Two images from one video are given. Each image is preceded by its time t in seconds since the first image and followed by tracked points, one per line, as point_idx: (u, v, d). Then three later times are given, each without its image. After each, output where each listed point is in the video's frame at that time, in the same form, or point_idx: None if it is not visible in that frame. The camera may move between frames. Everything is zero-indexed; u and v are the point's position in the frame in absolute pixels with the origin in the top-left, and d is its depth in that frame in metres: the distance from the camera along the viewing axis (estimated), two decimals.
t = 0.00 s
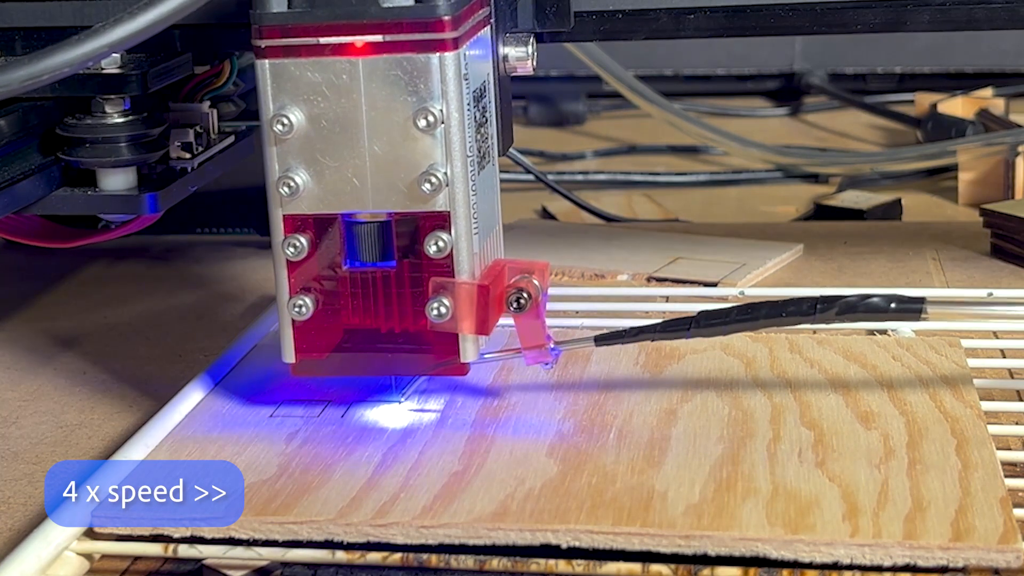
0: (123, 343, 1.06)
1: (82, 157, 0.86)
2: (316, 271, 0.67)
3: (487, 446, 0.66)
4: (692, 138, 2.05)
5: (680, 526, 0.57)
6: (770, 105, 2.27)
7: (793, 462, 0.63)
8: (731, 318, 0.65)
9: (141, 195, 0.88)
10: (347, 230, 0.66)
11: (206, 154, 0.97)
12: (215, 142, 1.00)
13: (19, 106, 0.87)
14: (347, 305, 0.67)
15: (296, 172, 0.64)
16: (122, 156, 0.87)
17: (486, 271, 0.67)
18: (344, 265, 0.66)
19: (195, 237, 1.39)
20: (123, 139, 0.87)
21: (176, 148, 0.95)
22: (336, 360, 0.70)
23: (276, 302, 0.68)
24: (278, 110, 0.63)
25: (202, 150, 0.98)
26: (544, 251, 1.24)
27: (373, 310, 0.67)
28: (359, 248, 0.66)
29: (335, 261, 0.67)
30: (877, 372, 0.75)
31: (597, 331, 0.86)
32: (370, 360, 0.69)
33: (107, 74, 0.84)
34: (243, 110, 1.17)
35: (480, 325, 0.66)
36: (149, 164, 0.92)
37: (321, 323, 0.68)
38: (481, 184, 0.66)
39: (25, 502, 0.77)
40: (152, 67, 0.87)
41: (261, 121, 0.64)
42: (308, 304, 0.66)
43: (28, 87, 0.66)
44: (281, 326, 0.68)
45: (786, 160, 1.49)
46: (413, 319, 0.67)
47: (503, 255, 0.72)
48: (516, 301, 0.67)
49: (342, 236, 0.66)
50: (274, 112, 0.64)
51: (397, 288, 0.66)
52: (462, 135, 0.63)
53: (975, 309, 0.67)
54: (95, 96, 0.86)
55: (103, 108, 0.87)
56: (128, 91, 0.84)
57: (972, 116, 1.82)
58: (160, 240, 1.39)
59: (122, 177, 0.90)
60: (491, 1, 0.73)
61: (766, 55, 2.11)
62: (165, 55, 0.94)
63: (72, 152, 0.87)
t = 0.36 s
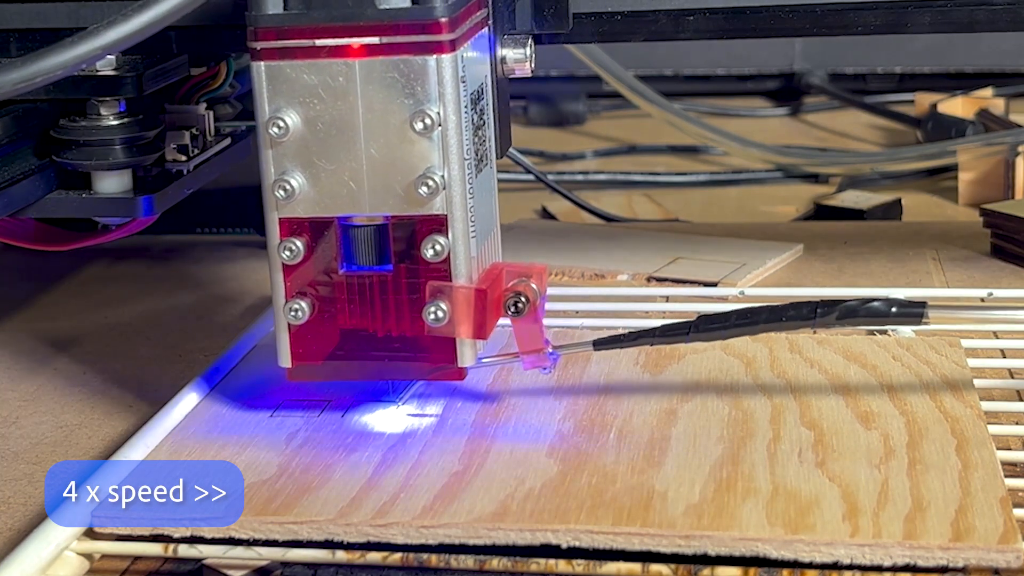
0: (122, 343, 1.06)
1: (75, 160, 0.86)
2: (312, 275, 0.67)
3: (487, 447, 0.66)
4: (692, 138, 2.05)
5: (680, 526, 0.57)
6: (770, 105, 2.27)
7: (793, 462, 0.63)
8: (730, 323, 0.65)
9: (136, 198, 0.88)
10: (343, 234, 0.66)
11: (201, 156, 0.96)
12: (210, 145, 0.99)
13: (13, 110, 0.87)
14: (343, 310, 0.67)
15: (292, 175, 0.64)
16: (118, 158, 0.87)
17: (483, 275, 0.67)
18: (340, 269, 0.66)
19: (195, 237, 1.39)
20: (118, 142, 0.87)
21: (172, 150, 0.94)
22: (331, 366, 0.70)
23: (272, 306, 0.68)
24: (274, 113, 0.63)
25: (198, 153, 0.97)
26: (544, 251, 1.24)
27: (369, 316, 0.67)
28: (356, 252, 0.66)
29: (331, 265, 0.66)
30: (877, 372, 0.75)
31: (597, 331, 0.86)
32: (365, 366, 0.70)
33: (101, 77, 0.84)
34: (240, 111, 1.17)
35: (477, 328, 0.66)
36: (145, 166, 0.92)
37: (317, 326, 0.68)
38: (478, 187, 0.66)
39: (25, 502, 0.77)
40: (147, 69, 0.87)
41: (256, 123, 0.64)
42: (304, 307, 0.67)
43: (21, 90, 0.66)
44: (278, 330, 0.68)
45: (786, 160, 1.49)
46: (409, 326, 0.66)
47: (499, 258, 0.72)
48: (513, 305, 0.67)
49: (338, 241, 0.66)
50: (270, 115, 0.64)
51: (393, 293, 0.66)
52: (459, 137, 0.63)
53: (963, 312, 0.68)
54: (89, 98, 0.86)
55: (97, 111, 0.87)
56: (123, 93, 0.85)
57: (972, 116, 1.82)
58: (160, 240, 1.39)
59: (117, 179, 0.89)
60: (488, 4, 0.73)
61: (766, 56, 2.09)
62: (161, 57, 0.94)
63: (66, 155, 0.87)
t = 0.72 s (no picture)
0: (122, 343, 1.06)
1: (72, 161, 0.86)
2: (306, 279, 0.67)
3: (487, 448, 0.66)
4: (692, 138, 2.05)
5: (680, 526, 0.57)
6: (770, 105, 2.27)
7: (793, 462, 0.63)
8: (725, 324, 0.65)
9: (133, 199, 0.88)
10: (337, 235, 0.66)
11: (197, 158, 0.96)
12: (207, 146, 0.99)
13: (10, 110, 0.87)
14: (337, 313, 0.67)
15: (284, 178, 0.64)
16: (114, 160, 0.87)
17: (477, 277, 0.67)
18: (333, 272, 0.67)
19: (194, 237, 1.39)
20: (114, 144, 0.87)
21: (168, 152, 0.94)
22: (324, 372, 0.69)
23: (265, 309, 0.68)
24: (266, 114, 0.64)
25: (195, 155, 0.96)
26: (543, 251, 1.24)
27: (362, 317, 0.67)
28: (349, 253, 0.66)
29: (326, 270, 0.67)
30: (877, 372, 0.75)
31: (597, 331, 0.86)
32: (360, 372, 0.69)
33: (98, 78, 0.84)
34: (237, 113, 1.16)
35: (470, 333, 0.65)
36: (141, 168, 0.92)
37: (310, 330, 0.68)
38: (472, 189, 0.66)
39: (25, 502, 0.77)
40: (144, 71, 0.87)
41: (249, 125, 0.64)
42: (296, 311, 0.66)
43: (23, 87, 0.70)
44: (270, 333, 0.68)
45: (786, 160, 1.49)
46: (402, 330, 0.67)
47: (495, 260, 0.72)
48: (506, 308, 0.67)
49: (332, 243, 0.66)
50: (262, 117, 0.64)
51: (387, 298, 0.66)
52: (453, 139, 0.63)
53: (978, 313, 0.68)
54: (86, 99, 0.86)
55: (94, 112, 0.87)
56: (119, 94, 0.84)
57: (972, 116, 1.82)
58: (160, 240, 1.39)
59: (113, 181, 0.89)
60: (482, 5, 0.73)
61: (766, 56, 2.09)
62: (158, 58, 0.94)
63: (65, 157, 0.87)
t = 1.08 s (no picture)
0: (122, 343, 1.06)
1: (72, 161, 0.86)
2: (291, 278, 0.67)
3: (488, 447, 0.66)
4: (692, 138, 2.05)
5: (680, 526, 0.57)
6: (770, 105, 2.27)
7: (793, 462, 0.63)
8: (709, 325, 0.65)
9: (133, 199, 0.88)
10: (322, 235, 0.66)
11: (197, 158, 0.96)
12: (207, 147, 0.99)
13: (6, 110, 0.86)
14: (323, 317, 0.67)
15: (270, 178, 0.64)
16: (114, 160, 0.87)
17: (463, 277, 0.67)
18: (320, 272, 0.67)
19: (194, 237, 1.39)
20: (114, 144, 0.87)
21: (168, 152, 0.94)
22: (313, 372, 0.70)
23: (251, 309, 0.68)
24: (252, 115, 0.63)
25: (195, 155, 0.96)
26: (543, 251, 1.24)
27: (349, 318, 0.67)
28: (335, 253, 0.66)
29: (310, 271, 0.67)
30: (877, 372, 0.75)
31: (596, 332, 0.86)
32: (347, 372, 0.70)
33: (98, 77, 0.84)
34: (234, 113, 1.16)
35: (456, 332, 0.66)
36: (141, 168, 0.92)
37: (296, 330, 0.68)
38: (457, 190, 0.66)
39: (25, 502, 0.77)
40: (144, 70, 0.87)
41: (234, 125, 0.64)
42: (283, 310, 0.66)
43: None
44: (256, 333, 0.68)
45: (786, 160, 1.49)
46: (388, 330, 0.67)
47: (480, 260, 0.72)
48: (493, 307, 0.67)
49: (317, 242, 0.66)
50: (248, 117, 0.64)
51: (374, 298, 0.66)
52: (438, 139, 0.63)
53: (958, 312, 0.67)
54: (86, 99, 0.86)
55: (94, 112, 0.88)
56: (119, 94, 0.84)
57: (972, 116, 1.82)
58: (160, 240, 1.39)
59: (114, 180, 0.89)
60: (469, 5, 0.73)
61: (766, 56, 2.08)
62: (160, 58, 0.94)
63: (65, 156, 0.87)
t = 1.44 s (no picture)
0: (122, 343, 1.06)
1: (73, 161, 0.86)
2: (275, 275, 0.68)
3: (488, 447, 0.66)
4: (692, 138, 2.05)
5: (680, 526, 0.57)
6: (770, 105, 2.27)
7: (793, 462, 0.63)
8: (693, 325, 0.65)
9: (133, 199, 0.88)
10: (308, 235, 0.66)
11: (197, 158, 0.96)
12: (208, 147, 0.98)
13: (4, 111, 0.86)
14: (309, 314, 0.68)
15: (255, 178, 0.64)
16: (113, 160, 0.87)
17: (448, 277, 0.67)
18: (305, 270, 0.67)
19: (194, 237, 1.39)
20: (113, 143, 0.87)
21: (168, 152, 0.94)
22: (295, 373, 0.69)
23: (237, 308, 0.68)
24: (237, 115, 0.63)
25: (195, 155, 0.96)
26: (543, 251, 1.24)
27: (336, 318, 0.68)
28: (320, 253, 0.66)
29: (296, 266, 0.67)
30: (877, 372, 0.75)
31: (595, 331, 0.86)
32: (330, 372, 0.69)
33: (98, 77, 0.84)
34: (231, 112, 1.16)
35: (442, 332, 0.65)
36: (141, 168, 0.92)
37: (280, 328, 0.68)
38: (443, 189, 0.66)
39: (25, 502, 0.77)
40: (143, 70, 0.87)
41: (219, 126, 0.64)
42: (268, 310, 0.66)
43: None
44: (242, 332, 0.68)
45: (786, 160, 1.49)
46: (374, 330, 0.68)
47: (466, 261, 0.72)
48: (477, 307, 0.67)
49: (302, 242, 0.67)
50: (233, 118, 0.64)
51: (359, 300, 0.67)
52: (423, 140, 0.63)
53: (954, 313, 0.67)
54: (86, 99, 0.85)
55: (93, 112, 0.88)
56: (118, 94, 0.84)
57: (971, 116, 1.82)
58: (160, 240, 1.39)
59: (113, 181, 0.89)
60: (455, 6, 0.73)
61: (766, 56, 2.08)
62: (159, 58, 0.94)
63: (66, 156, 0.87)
